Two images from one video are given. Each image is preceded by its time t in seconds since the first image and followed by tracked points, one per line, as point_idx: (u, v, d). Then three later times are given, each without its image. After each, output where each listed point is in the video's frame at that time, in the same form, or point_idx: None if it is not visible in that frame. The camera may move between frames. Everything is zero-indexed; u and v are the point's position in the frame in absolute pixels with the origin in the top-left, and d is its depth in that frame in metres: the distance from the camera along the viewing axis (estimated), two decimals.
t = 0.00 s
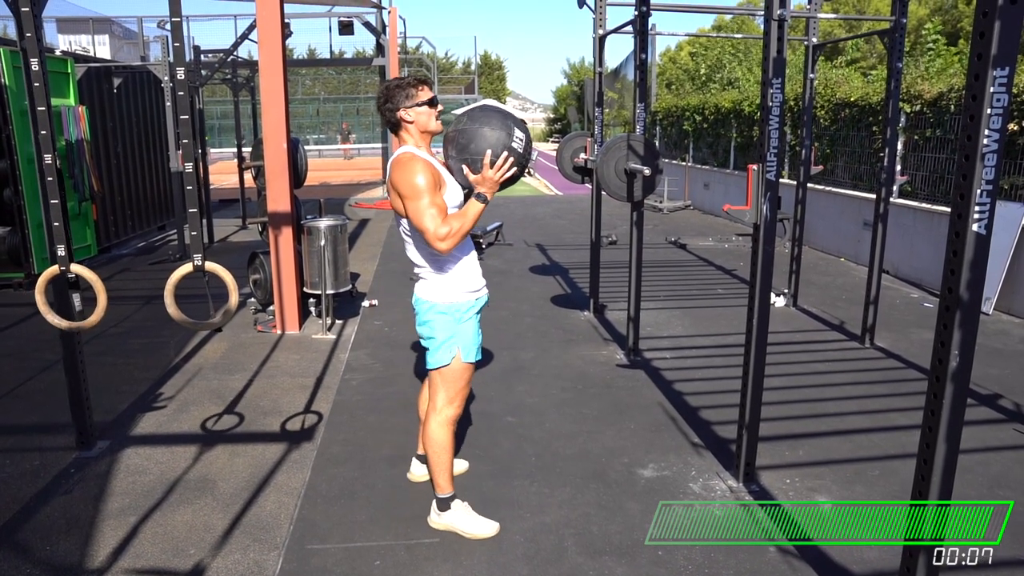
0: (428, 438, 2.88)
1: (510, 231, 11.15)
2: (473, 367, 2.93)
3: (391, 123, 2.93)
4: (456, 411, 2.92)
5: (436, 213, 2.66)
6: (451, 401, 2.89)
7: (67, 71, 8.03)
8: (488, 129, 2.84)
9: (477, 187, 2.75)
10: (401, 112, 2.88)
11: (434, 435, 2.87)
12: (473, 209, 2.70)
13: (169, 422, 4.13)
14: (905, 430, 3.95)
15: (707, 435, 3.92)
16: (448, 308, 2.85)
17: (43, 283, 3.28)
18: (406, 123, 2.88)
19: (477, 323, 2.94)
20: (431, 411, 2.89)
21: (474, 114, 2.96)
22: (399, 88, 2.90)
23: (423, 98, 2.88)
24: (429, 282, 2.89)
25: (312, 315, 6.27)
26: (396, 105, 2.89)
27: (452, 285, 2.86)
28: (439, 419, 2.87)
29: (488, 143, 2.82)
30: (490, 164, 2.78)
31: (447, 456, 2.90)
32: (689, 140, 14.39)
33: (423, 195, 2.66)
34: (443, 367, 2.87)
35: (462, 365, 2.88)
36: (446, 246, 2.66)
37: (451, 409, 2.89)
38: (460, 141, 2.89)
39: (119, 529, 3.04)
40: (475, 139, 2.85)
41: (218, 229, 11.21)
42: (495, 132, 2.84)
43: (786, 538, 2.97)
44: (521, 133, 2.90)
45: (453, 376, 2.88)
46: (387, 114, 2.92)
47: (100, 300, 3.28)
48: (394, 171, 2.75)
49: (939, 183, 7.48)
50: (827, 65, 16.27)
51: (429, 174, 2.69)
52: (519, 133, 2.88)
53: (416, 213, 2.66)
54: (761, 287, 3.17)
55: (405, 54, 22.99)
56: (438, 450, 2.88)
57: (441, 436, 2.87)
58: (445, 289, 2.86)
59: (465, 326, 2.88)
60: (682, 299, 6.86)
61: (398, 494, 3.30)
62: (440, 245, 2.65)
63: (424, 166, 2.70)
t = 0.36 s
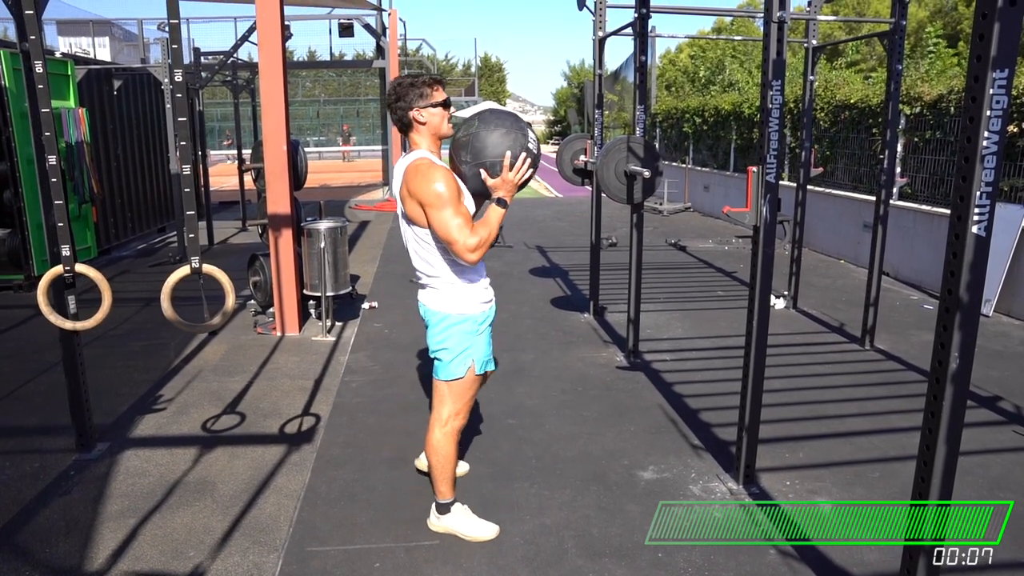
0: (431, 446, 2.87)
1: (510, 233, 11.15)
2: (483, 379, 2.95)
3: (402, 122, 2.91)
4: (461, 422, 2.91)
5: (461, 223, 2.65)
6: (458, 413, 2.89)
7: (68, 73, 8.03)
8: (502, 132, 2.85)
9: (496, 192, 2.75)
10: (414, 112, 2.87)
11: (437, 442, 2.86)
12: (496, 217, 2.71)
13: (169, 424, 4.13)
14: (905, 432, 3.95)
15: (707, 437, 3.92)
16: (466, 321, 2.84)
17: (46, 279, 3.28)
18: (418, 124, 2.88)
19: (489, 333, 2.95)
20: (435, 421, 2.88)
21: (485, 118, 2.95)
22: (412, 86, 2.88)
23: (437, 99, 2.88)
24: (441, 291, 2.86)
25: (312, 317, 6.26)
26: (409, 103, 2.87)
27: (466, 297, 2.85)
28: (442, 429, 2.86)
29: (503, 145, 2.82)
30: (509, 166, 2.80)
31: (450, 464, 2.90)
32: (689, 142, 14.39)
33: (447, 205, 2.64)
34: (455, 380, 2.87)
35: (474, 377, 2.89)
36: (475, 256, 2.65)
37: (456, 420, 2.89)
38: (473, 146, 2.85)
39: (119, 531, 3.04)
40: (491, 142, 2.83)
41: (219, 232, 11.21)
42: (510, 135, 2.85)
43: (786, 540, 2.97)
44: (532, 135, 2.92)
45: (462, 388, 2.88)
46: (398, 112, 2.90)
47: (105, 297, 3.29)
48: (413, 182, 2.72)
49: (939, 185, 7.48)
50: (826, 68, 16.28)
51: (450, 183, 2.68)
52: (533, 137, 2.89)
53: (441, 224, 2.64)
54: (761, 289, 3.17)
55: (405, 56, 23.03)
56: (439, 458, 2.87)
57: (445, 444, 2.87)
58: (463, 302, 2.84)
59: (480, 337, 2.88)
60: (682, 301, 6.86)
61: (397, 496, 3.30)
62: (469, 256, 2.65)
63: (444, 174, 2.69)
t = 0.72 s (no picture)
0: (432, 446, 2.86)
1: (510, 235, 11.15)
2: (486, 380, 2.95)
3: (411, 126, 2.91)
4: (463, 424, 2.90)
5: (465, 227, 2.66)
6: (460, 413, 2.88)
7: (68, 75, 8.04)
8: (508, 134, 2.84)
9: (501, 194, 2.76)
10: (422, 116, 2.87)
11: (438, 442, 2.86)
12: (500, 220, 2.71)
13: (170, 426, 4.13)
14: (906, 434, 3.95)
15: (708, 439, 3.92)
16: (473, 324, 2.84)
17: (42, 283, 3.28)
18: (426, 128, 2.88)
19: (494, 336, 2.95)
20: (437, 421, 2.88)
21: (492, 120, 2.94)
22: (420, 91, 2.87)
23: (445, 103, 2.87)
24: (447, 292, 2.86)
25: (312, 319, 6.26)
26: (417, 108, 2.87)
27: (473, 299, 2.85)
28: (442, 430, 2.86)
29: (509, 148, 2.81)
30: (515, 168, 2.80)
31: (450, 466, 2.88)
32: (689, 144, 14.40)
33: (450, 209, 2.65)
34: (457, 381, 2.87)
35: (478, 379, 2.89)
36: (477, 259, 2.66)
37: (458, 421, 2.88)
38: (480, 148, 2.86)
39: (119, 533, 3.04)
40: (497, 144, 2.83)
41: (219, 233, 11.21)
42: (517, 137, 2.84)
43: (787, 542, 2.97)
44: (539, 137, 2.92)
45: (466, 389, 2.89)
46: (407, 117, 2.90)
47: (100, 290, 3.27)
48: (418, 186, 2.72)
49: (939, 187, 7.49)
50: (827, 70, 16.29)
51: (454, 186, 2.68)
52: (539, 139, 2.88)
53: (445, 229, 2.65)
54: (762, 291, 3.17)
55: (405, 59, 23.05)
56: (440, 459, 2.86)
57: (446, 445, 2.86)
58: (470, 304, 2.85)
59: (484, 340, 2.88)
60: (682, 303, 6.86)
61: (398, 498, 3.30)
62: (472, 260, 2.66)
63: (449, 178, 2.68)
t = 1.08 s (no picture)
0: (438, 439, 2.86)
1: (509, 237, 11.16)
2: (491, 375, 2.93)
3: (417, 129, 2.92)
4: (470, 417, 2.90)
5: (463, 224, 2.67)
6: (466, 405, 2.88)
7: (68, 77, 8.03)
8: (508, 134, 2.83)
9: (501, 194, 2.77)
10: (427, 119, 2.88)
11: (445, 436, 2.85)
12: (499, 217, 2.71)
13: (170, 428, 4.13)
14: (906, 436, 3.94)
15: (708, 441, 3.91)
16: (471, 316, 2.86)
17: (33, 288, 3.26)
18: (432, 131, 2.89)
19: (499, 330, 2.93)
20: (445, 413, 2.89)
21: (495, 120, 2.94)
22: (424, 95, 2.88)
23: (449, 106, 2.88)
24: (452, 288, 2.90)
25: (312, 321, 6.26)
26: (422, 111, 2.88)
27: (474, 293, 2.87)
28: (452, 423, 2.86)
29: (510, 148, 2.80)
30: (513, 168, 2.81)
31: (456, 460, 2.87)
32: (689, 146, 14.42)
33: (449, 207, 2.67)
34: (459, 373, 2.87)
35: (480, 372, 2.88)
36: (474, 256, 2.67)
37: (464, 413, 2.88)
38: (482, 148, 2.86)
39: (119, 535, 3.04)
40: (497, 144, 2.82)
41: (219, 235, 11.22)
42: (517, 136, 2.82)
43: (786, 543, 2.97)
44: (541, 136, 2.88)
45: (470, 382, 2.88)
46: (412, 121, 2.91)
47: (91, 290, 3.32)
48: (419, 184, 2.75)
49: (939, 189, 7.49)
50: (828, 71, 16.31)
51: (454, 185, 2.70)
52: (541, 139, 2.86)
53: (442, 225, 2.67)
54: (762, 293, 3.17)
55: (406, 61, 23.07)
56: (448, 452, 2.85)
57: (453, 438, 2.85)
58: (469, 297, 2.87)
59: (486, 333, 2.87)
60: (682, 305, 6.86)
61: (398, 500, 3.30)
62: (468, 256, 2.67)
63: (449, 177, 2.71)
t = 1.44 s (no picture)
0: (461, 435, 2.91)
1: (510, 239, 11.16)
2: (505, 364, 2.93)
3: (424, 130, 2.94)
4: (495, 410, 2.92)
5: (458, 220, 2.70)
6: (488, 400, 2.91)
7: (68, 79, 8.03)
8: (509, 135, 2.83)
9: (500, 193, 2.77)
10: (434, 120, 2.89)
11: (469, 431, 2.90)
12: (496, 216, 2.71)
13: (170, 430, 4.12)
14: (907, 438, 3.94)
15: (709, 443, 3.91)
16: (472, 311, 2.88)
17: (27, 291, 3.26)
18: (439, 131, 2.89)
19: (504, 321, 2.93)
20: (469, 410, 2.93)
21: (500, 120, 2.94)
22: (432, 96, 2.89)
23: (456, 106, 2.89)
24: (455, 285, 2.93)
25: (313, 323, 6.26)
26: (430, 113, 2.89)
27: (474, 287, 2.88)
28: (474, 418, 2.90)
29: (510, 150, 2.80)
30: (511, 169, 2.81)
31: (478, 454, 2.92)
32: (689, 148, 14.42)
33: (446, 201, 2.70)
34: (473, 368, 2.90)
35: (491, 364, 2.89)
36: (465, 251, 2.70)
37: (486, 407, 2.91)
38: (483, 148, 2.86)
39: (120, 537, 3.03)
40: (498, 144, 2.82)
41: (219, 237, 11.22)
42: (518, 138, 2.82)
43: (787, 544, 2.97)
44: (541, 138, 2.86)
45: (486, 376, 2.89)
46: (421, 121, 2.93)
47: (84, 293, 3.33)
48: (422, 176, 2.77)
49: (939, 191, 7.50)
50: (828, 73, 16.31)
51: (454, 180, 2.72)
52: (542, 142, 2.86)
53: (438, 220, 2.71)
54: (762, 295, 3.16)
55: (406, 63, 23.08)
56: (470, 447, 2.90)
57: (476, 432, 2.90)
58: (469, 292, 2.89)
59: (488, 326, 2.88)
60: (683, 307, 6.86)
61: (399, 502, 3.29)
62: (459, 251, 2.69)
63: (449, 172, 2.72)
